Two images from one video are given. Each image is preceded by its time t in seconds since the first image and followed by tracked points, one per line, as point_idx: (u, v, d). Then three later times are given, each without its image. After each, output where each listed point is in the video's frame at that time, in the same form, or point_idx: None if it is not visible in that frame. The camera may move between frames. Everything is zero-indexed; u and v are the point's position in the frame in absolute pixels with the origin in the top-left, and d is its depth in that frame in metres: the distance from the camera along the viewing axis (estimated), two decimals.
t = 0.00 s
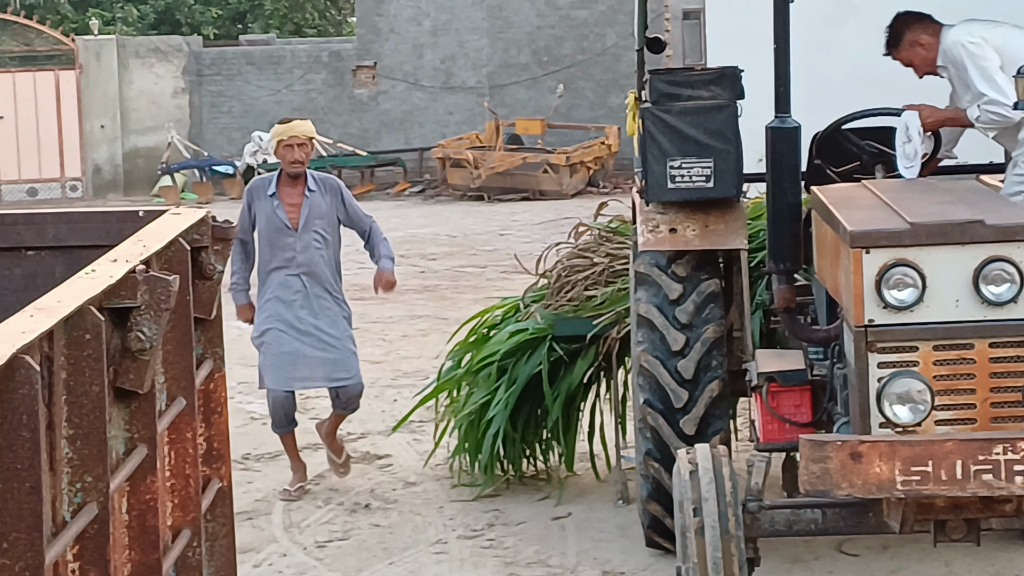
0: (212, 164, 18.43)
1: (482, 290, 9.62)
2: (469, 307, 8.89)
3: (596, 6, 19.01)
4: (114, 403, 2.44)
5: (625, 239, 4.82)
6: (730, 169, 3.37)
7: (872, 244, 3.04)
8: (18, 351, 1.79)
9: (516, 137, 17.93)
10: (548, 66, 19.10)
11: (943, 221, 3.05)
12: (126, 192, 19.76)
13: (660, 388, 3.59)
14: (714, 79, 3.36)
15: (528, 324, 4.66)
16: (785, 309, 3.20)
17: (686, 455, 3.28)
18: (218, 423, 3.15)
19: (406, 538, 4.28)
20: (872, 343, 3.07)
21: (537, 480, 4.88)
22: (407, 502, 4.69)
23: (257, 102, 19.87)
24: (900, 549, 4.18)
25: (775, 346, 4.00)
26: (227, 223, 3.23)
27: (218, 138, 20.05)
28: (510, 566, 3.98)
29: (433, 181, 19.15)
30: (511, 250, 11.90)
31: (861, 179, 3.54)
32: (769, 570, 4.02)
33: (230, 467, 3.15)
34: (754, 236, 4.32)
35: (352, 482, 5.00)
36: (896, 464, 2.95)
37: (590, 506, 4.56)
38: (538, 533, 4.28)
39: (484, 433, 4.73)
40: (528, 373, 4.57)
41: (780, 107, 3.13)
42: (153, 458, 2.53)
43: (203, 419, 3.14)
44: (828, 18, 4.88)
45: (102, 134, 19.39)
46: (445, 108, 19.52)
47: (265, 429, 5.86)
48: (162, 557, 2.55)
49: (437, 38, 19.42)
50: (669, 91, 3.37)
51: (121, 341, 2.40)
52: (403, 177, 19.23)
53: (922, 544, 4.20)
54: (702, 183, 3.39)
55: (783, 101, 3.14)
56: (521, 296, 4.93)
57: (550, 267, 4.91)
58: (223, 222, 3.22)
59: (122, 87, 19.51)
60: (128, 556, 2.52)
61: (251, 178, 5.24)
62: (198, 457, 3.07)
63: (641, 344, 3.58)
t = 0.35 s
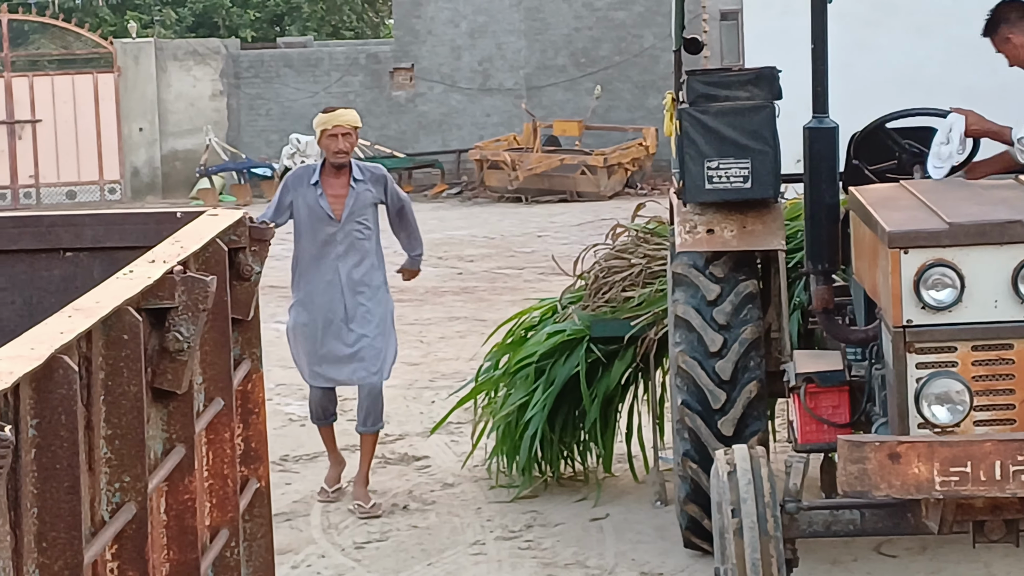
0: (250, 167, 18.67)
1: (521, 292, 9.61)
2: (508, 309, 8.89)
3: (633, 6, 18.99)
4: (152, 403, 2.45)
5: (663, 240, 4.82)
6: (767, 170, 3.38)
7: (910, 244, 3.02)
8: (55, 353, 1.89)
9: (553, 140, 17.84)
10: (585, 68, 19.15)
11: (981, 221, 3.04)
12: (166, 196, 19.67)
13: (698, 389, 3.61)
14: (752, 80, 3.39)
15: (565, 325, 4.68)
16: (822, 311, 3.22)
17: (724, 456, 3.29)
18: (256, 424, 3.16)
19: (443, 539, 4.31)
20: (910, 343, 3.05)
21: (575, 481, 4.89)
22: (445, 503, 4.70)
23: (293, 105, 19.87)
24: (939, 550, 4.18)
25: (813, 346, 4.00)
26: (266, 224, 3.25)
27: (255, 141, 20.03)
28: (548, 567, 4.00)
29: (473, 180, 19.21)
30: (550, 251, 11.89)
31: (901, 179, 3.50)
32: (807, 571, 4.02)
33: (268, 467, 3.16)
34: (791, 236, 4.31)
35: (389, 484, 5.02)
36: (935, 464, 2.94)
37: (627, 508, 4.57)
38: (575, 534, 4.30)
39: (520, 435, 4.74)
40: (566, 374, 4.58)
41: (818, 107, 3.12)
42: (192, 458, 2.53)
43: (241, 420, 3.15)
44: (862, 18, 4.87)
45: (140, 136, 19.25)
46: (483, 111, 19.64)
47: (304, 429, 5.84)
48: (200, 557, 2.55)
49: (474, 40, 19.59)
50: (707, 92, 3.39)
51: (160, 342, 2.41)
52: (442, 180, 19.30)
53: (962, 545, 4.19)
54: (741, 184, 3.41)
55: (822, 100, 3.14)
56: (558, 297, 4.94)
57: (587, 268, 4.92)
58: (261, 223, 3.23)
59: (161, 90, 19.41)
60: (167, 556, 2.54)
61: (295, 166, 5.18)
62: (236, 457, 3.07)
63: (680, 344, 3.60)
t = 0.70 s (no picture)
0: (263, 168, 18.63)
1: (533, 295, 9.62)
2: (519, 312, 8.88)
3: (646, 10, 19.09)
4: (165, 404, 2.45)
5: (675, 245, 4.84)
6: (778, 174, 3.39)
7: (922, 248, 3.02)
8: (69, 353, 1.86)
9: (567, 142, 17.99)
10: (598, 71, 19.24)
11: (993, 226, 3.04)
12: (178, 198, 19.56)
13: (709, 392, 3.62)
14: (765, 83, 3.39)
15: (577, 329, 4.70)
16: (835, 314, 3.21)
17: (736, 459, 3.29)
18: (269, 426, 3.18)
19: (454, 542, 4.32)
20: (922, 347, 3.05)
21: (586, 486, 4.90)
22: (457, 507, 4.71)
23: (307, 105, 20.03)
24: (950, 554, 4.19)
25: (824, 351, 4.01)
26: (279, 227, 3.26)
27: (268, 143, 20.16)
28: (559, 570, 4.00)
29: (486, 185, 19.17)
30: (562, 254, 11.88)
31: (911, 183, 3.51)
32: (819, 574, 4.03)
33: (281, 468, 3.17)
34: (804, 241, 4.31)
35: (400, 487, 5.02)
36: (946, 468, 2.93)
37: (639, 512, 4.58)
38: (586, 538, 4.30)
39: (533, 438, 4.75)
40: (577, 378, 4.57)
41: (830, 112, 3.12)
42: (205, 460, 2.54)
43: (253, 421, 3.16)
44: (875, 20, 4.89)
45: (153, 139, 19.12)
46: (496, 114, 19.72)
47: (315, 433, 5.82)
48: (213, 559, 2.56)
49: (486, 43, 19.66)
50: (721, 95, 3.40)
51: (173, 344, 2.41)
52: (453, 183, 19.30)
53: (973, 550, 4.19)
54: (753, 188, 3.42)
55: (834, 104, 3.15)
56: (570, 301, 4.94)
57: (600, 273, 4.94)
58: (275, 225, 3.25)
59: (173, 92, 19.29)
60: (179, 557, 2.54)
61: (312, 175, 5.02)
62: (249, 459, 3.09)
63: (692, 348, 3.60)
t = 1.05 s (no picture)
0: (266, 176, 18.50)
1: (538, 304, 9.60)
2: (525, 320, 8.88)
3: (651, 19, 18.84)
4: (175, 410, 2.44)
5: (680, 252, 4.83)
6: (784, 184, 3.40)
7: (927, 258, 3.01)
8: (80, 358, 1.86)
9: (571, 151, 17.87)
10: (602, 80, 18.97)
11: (998, 236, 3.02)
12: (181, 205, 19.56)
13: (714, 401, 3.63)
14: (770, 93, 3.40)
15: (582, 337, 4.70)
16: (840, 324, 3.22)
17: (741, 468, 3.30)
18: (277, 432, 3.18)
19: (459, 550, 4.34)
20: (927, 356, 3.04)
21: (590, 493, 4.90)
22: (460, 514, 4.73)
23: (311, 114, 19.81)
24: (953, 563, 4.20)
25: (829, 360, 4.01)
26: (288, 234, 3.27)
27: (273, 151, 19.97)
28: None
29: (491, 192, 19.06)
30: (568, 263, 11.89)
31: (916, 193, 3.50)
32: None
33: (290, 476, 3.17)
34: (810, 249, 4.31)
35: (404, 494, 5.03)
36: (949, 477, 2.92)
37: (642, 519, 4.59)
38: (591, 545, 4.32)
39: (536, 446, 4.76)
40: (583, 386, 4.59)
41: (836, 121, 3.12)
42: (214, 465, 2.54)
43: (261, 428, 3.16)
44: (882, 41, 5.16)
45: (155, 144, 19.31)
46: (500, 122, 19.48)
47: (319, 439, 5.82)
48: (220, 564, 2.56)
49: (492, 52, 19.43)
50: (726, 105, 3.41)
51: (182, 349, 2.40)
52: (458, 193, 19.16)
53: (977, 560, 4.20)
54: (758, 198, 3.43)
55: (840, 114, 3.14)
56: (575, 309, 4.95)
57: (605, 281, 4.94)
58: (283, 232, 3.24)
59: (177, 99, 19.44)
60: (187, 563, 2.55)
61: (312, 201, 4.89)
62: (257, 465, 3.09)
63: (698, 358, 3.61)
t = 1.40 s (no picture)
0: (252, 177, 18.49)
1: (527, 307, 9.57)
2: (513, 324, 8.85)
3: (641, 22, 18.73)
4: (164, 413, 2.41)
5: (670, 257, 4.82)
6: (775, 188, 3.39)
7: (918, 263, 2.99)
8: (70, 360, 1.83)
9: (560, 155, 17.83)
10: (592, 83, 18.90)
11: (988, 242, 3.00)
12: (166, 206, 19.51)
13: (703, 406, 3.62)
14: (761, 97, 3.38)
15: (570, 341, 4.68)
16: (830, 329, 3.21)
17: (730, 473, 3.28)
18: (266, 436, 3.16)
19: (445, 556, 4.33)
20: (916, 362, 3.03)
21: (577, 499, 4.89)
22: (447, 520, 4.72)
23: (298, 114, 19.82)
24: (941, 570, 4.19)
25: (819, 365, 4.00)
26: (279, 236, 3.23)
27: (258, 151, 19.99)
28: None
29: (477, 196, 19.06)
30: (556, 266, 11.87)
31: (907, 199, 3.48)
32: None
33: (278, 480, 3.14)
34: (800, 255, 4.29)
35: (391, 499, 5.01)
36: (939, 484, 2.90)
37: (630, 526, 4.58)
38: (578, 552, 4.31)
39: (524, 451, 4.73)
40: (571, 391, 4.56)
41: (828, 125, 3.11)
42: (203, 469, 2.51)
43: (250, 431, 3.13)
44: (874, 36, 5.25)
45: (141, 145, 19.20)
46: (489, 124, 19.46)
47: (305, 444, 5.79)
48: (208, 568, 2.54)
49: (480, 53, 19.38)
50: (716, 109, 3.39)
51: (172, 352, 2.37)
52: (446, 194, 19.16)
53: (965, 567, 4.19)
54: (748, 202, 3.42)
55: (831, 118, 3.13)
56: (564, 314, 4.92)
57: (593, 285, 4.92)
58: (273, 234, 3.22)
59: (163, 98, 19.38)
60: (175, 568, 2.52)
61: (315, 184, 4.78)
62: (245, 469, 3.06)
63: (687, 362, 3.60)
